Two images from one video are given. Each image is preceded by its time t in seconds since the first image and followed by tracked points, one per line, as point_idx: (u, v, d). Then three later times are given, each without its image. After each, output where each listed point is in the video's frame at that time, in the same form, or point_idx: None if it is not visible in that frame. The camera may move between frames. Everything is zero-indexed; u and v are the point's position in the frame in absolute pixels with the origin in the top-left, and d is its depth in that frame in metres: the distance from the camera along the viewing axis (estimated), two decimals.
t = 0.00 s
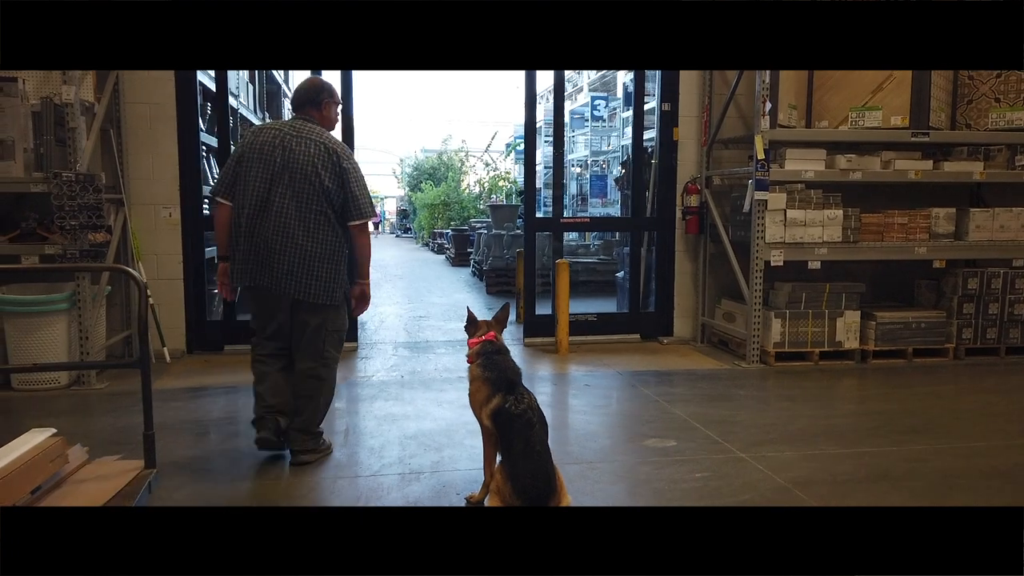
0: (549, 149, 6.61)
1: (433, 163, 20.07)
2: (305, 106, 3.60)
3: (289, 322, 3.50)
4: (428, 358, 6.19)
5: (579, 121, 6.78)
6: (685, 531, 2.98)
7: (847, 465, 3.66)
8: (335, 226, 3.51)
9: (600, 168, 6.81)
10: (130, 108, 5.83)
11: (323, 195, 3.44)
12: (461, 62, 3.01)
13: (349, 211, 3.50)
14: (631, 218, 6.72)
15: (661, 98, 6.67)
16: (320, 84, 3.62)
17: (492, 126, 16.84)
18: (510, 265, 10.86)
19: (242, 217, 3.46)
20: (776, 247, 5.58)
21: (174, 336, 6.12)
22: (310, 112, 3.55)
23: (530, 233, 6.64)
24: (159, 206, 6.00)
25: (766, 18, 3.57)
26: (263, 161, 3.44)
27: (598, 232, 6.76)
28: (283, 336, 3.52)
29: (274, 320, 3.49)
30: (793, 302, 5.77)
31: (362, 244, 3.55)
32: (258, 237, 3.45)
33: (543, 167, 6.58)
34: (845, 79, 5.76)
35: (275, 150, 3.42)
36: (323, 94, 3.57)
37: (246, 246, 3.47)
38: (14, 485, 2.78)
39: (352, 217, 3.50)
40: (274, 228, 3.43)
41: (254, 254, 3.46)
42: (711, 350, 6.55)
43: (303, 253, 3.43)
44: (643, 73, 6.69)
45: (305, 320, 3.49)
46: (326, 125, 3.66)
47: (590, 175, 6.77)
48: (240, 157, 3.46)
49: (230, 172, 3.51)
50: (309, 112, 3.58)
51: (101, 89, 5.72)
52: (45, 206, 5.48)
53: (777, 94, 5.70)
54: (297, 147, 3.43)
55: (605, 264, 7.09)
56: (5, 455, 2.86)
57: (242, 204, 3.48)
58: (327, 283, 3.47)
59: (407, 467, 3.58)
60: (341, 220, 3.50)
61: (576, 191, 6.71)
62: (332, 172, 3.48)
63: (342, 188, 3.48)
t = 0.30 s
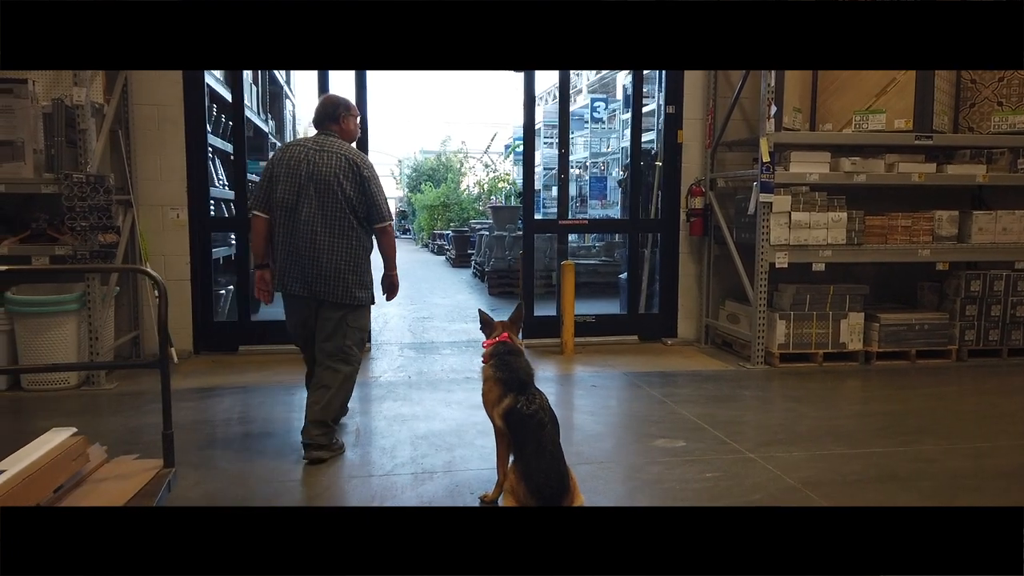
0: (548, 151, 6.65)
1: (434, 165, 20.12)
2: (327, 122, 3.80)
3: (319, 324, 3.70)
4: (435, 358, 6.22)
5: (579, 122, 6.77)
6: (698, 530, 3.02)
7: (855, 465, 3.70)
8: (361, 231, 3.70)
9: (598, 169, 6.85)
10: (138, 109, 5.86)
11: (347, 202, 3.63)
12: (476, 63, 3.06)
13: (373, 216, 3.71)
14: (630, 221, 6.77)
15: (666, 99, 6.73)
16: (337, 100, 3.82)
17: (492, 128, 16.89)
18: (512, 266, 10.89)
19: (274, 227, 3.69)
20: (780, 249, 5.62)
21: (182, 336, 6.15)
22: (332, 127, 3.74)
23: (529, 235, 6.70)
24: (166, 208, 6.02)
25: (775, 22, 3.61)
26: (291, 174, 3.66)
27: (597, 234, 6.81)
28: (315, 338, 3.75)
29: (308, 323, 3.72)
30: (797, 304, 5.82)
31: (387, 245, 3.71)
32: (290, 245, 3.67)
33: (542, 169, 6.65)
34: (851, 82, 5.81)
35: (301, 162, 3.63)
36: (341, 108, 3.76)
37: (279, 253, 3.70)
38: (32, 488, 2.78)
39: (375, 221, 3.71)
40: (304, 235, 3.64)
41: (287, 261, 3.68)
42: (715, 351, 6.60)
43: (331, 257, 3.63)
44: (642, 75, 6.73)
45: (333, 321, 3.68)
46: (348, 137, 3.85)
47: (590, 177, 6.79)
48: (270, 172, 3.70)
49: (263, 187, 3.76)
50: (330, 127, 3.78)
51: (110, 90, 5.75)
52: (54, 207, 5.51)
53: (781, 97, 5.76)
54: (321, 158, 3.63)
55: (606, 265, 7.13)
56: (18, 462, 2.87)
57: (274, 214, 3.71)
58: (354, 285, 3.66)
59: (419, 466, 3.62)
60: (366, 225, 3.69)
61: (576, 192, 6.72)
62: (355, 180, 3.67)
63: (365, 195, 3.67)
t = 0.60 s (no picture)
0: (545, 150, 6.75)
1: (432, 165, 20.13)
2: (341, 122, 4.28)
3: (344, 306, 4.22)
4: (439, 358, 6.26)
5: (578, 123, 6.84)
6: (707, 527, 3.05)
7: (860, 463, 3.73)
8: (376, 219, 4.15)
9: (598, 170, 6.88)
10: (144, 110, 5.88)
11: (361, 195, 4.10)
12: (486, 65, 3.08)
13: (385, 205, 4.13)
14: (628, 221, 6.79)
15: (668, 100, 6.76)
16: (350, 102, 4.29)
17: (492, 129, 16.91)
18: (512, 266, 10.92)
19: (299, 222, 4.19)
20: (783, 250, 5.65)
21: (188, 335, 6.18)
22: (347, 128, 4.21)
23: (526, 235, 6.72)
24: (172, 208, 6.05)
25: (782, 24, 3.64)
26: (312, 177, 4.13)
27: (596, 234, 6.85)
28: (339, 319, 4.25)
29: (339, 307, 4.21)
30: (799, 304, 5.86)
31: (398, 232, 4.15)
32: (316, 240, 4.15)
33: (539, 170, 6.68)
34: (854, 83, 5.84)
35: (320, 163, 4.11)
36: (353, 109, 4.25)
37: (304, 246, 4.19)
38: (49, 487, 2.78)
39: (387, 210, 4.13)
40: (328, 229, 4.12)
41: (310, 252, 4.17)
42: (717, 350, 6.64)
43: (353, 246, 4.11)
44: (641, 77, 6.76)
45: (356, 303, 4.19)
46: (361, 134, 4.32)
47: (588, 177, 6.83)
48: (294, 177, 4.19)
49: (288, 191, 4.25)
50: (344, 127, 4.27)
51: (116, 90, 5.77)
52: (61, 207, 5.53)
53: (784, 99, 5.80)
54: (337, 157, 4.10)
55: (607, 265, 7.12)
56: (33, 463, 2.87)
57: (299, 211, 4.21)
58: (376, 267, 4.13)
59: (428, 464, 3.65)
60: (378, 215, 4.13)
61: (575, 193, 6.78)
62: (369, 174, 4.13)
63: (378, 186, 4.12)
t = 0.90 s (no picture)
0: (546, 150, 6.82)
1: (430, 166, 20.15)
2: (370, 135, 4.50)
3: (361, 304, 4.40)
4: (440, 357, 6.28)
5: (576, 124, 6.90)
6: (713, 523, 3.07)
7: (862, 461, 3.76)
8: (398, 223, 4.39)
9: (596, 170, 6.95)
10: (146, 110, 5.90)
11: (387, 200, 4.34)
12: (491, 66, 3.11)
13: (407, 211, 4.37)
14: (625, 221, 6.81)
15: (669, 100, 6.79)
16: (379, 115, 4.53)
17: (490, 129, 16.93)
18: (512, 267, 10.95)
19: (325, 223, 4.40)
20: (783, 249, 5.68)
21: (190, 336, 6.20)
22: (375, 138, 4.43)
23: (525, 235, 6.73)
24: (174, 208, 6.06)
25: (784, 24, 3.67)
26: (341, 180, 4.36)
27: (595, 233, 6.87)
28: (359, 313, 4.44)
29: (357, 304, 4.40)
30: (799, 303, 5.89)
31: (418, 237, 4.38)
32: (340, 240, 4.35)
33: (538, 170, 6.71)
34: (853, 84, 5.88)
35: (349, 167, 4.34)
36: (383, 122, 4.52)
37: (328, 245, 4.38)
38: (63, 484, 2.80)
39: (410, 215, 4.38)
40: (353, 230, 4.33)
41: (333, 251, 4.35)
42: (718, 349, 6.67)
43: (377, 247, 4.33)
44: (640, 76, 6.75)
45: (377, 300, 4.40)
46: (388, 145, 4.59)
47: (586, 177, 6.90)
48: (324, 180, 4.42)
49: (316, 194, 4.47)
50: (373, 138, 4.51)
51: (118, 91, 5.79)
52: (64, 208, 5.55)
53: (784, 99, 5.83)
54: (366, 164, 4.35)
55: (607, 265, 7.16)
56: (47, 458, 2.89)
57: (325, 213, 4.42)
58: (397, 268, 4.36)
59: (434, 462, 3.67)
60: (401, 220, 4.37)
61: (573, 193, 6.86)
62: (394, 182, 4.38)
63: (401, 193, 4.36)
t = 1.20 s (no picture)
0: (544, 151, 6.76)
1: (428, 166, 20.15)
2: (398, 136, 4.84)
3: (385, 294, 4.76)
4: (440, 356, 6.28)
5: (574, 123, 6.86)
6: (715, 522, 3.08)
7: (862, 458, 3.78)
8: (421, 221, 4.73)
9: (593, 170, 6.93)
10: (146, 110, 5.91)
11: (411, 199, 4.68)
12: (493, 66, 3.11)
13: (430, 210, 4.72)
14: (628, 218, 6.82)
15: (668, 99, 6.80)
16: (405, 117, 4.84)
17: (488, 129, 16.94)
18: (512, 266, 10.95)
19: (353, 218, 4.75)
20: (783, 248, 5.70)
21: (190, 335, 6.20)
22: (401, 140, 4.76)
23: (526, 234, 6.71)
24: (174, 208, 6.07)
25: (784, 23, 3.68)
26: (367, 176, 4.70)
27: (594, 232, 6.87)
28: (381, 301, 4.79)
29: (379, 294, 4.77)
30: (799, 301, 5.90)
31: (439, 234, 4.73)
32: (368, 234, 4.71)
33: (538, 169, 6.70)
34: (852, 83, 5.90)
35: (377, 167, 4.68)
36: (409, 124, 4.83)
37: (356, 238, 4.74)
38: (67, 482, 2.82)
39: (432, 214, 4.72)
40: (376, 224, 4.68)
41: (361, 244, 4.72)
42: (717, 348, 6.69)
43: (401, 242, 4.68)
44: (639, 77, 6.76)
45: (397, 291, 4.74)
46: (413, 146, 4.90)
47: (584, 177, 6.88)
48: (352, 177, 4.75)
49: (344, 186, 4.81)
50: (400, 140, 4.83)
51: (118, 91, 5.79)
52: (65, 207, 5.55)
53: (784, 98, 5.85)
54: (392, 164, 4.67)
55: (606, 265, 7.27)
56: (52, 457, 2.92)
57: (353, 208, 4.76)
58: (418, 263, 4.71)
59: (435, 461, 3.69)
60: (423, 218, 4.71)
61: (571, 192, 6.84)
62: (418, 181, 4.70)
63: (424, 193, 4.71)
